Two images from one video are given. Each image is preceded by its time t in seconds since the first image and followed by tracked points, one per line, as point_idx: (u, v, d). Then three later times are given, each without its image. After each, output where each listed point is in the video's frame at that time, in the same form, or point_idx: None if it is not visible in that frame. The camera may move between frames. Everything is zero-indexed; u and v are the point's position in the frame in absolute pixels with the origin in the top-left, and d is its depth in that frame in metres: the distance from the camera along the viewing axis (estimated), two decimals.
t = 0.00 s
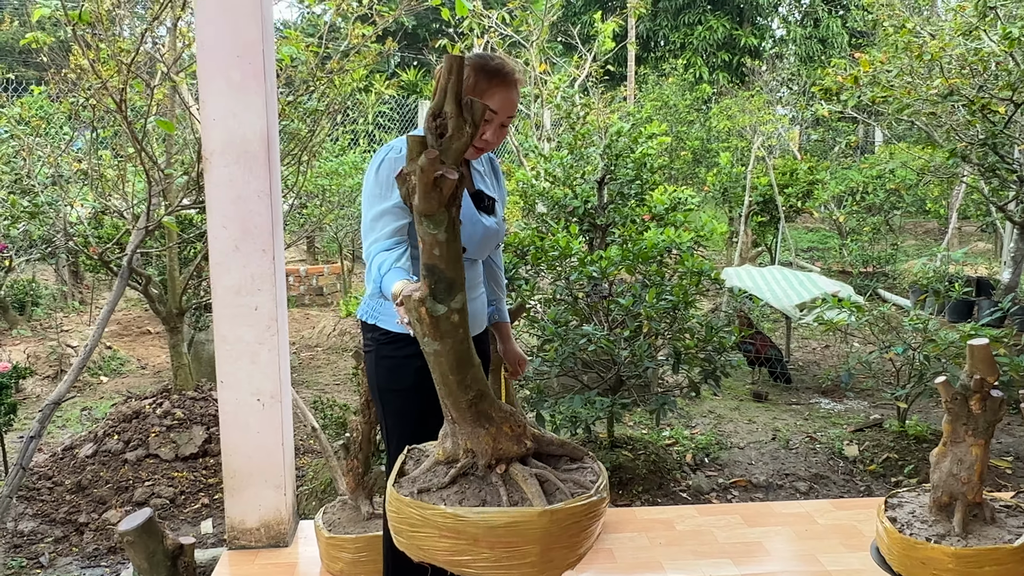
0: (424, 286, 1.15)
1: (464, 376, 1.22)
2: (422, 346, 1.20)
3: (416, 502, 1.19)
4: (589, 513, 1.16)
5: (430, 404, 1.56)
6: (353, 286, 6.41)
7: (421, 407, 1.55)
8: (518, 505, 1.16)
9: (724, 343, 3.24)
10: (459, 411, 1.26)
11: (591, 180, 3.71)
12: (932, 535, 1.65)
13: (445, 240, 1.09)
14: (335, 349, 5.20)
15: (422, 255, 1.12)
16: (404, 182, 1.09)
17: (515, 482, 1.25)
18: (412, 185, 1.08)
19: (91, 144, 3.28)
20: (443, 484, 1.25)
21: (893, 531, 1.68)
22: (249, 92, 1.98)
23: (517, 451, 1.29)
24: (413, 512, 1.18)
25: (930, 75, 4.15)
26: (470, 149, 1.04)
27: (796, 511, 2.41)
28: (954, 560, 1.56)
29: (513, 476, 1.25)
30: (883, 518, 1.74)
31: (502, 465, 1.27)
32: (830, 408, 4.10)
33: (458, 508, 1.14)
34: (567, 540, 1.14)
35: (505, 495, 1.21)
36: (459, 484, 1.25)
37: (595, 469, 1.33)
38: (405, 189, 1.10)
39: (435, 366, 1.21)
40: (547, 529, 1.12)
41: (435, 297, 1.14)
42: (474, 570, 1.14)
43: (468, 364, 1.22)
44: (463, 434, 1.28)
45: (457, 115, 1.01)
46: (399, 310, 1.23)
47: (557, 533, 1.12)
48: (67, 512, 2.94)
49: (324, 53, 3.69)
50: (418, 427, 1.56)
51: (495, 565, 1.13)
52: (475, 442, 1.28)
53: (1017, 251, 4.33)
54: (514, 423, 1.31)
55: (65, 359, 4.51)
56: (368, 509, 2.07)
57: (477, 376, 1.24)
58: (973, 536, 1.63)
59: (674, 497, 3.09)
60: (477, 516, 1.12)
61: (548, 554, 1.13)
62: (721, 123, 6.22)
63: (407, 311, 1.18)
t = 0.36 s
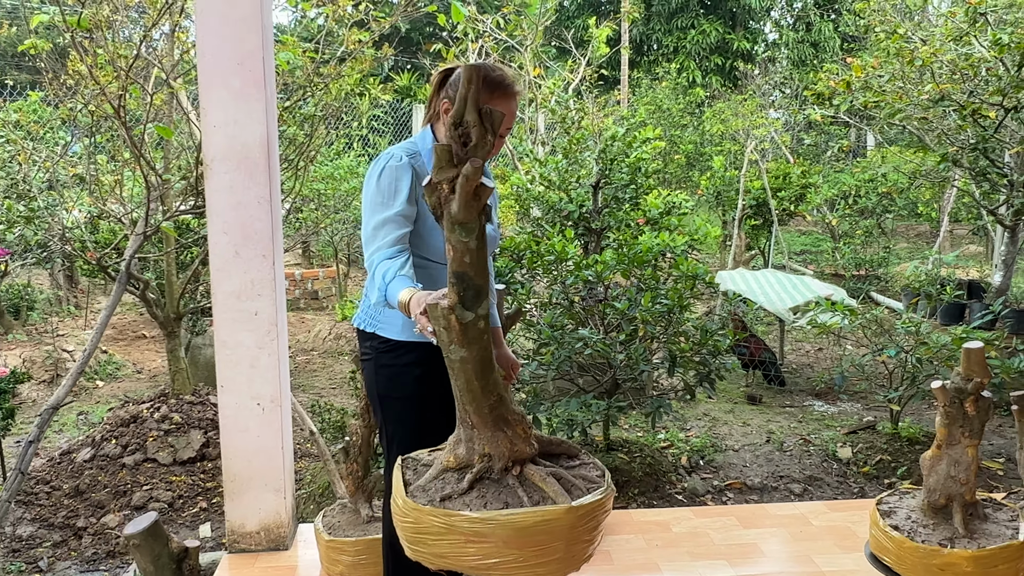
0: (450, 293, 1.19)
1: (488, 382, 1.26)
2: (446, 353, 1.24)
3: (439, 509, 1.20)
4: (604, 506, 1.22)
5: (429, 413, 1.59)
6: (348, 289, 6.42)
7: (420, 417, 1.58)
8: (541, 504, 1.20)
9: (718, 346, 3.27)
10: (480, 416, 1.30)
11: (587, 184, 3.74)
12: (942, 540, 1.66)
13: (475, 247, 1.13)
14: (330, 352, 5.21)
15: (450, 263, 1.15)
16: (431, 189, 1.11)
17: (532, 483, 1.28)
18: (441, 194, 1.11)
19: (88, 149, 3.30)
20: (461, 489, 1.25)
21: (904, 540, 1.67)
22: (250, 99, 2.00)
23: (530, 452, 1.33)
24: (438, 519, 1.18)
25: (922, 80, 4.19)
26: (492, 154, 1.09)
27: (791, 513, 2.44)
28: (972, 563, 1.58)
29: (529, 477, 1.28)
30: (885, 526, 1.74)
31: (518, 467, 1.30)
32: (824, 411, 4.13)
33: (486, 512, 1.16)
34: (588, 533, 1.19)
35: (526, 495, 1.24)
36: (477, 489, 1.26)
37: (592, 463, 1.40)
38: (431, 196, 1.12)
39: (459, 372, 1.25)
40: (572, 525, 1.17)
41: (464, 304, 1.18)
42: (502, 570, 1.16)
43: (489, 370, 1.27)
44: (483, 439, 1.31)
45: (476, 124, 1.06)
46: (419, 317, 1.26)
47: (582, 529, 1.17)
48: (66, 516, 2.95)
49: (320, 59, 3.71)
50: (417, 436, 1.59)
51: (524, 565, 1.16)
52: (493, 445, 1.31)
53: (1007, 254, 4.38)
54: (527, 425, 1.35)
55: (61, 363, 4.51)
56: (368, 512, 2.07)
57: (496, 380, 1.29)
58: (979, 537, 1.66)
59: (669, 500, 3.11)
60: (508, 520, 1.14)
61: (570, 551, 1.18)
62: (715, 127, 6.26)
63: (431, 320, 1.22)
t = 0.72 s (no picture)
0: (468, 301, 1.25)
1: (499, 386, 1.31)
2: (461, 359, 1.28)
3: (452, 516, 1.19)
4: (603, 499, 1.28)
5: (419, 422, 1.60)
6: (336, 294, 6.42)
7: (411, 425, 1.59)
8: (550, 501, 1.23)
9: (705, 350, 3.29)
10: (490, 419, 1.32)
11: (574, 189, 3.76)
12: (943, 543, 1.67)
13: (495, 252, 1.22)
14: (319, 357, 5.21)
15: (470, 269, 1.23)
16: (452, 197, 1.22)
17: (536, 483, 1.31)
18: (463, 201, 1.22)
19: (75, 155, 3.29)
20: (468, 495, 1.25)
21: (909, 548, 1.66)
22: (240, 105, 2.00)
23: (529, 454, 1.36)
24: (452, 527, 1.18)
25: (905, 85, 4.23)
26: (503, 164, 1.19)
27: (778, 515, 2.46)
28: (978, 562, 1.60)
29: (534, 476, 1.31)
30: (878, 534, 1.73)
31: (521, 468, 1.33)
32: (810, 414, 4.17)
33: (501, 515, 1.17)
34: (592, 525, 1.24)
35: (533, 494, 1.27)
36: (484, 493, 1.27)
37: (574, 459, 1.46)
38: (452, 204, 1.23)
39: (475, 376, 1.29)
40: (582, 519, 1.21)
41: (483, 309, 1.24)
42: (517, 572, 1.18)
43: (500, 375, 1.32)
44: (490, 442, 1.32)
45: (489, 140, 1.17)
46: (430, 325, 1.29)
47: (590, 523, 1.22)
48: (53, 523, 2.94)
49: (309, 64, 3.73)
50: (408, 445, 1.60)
51: (539, 563, 1.18)
52: (500, 448, 1.32)
53: (990, 258, 4.42)
54: (526, 427, 1.39)
55: (47, 369, 4.49)
56: (358, 516, 2.08)
57: (504, 383, 1.35)
58: (973, 534, 1.69)
59: (657, 503, 3.13)
60: (524, 521, 1.16)
61: (576, 546, 1.22)
62: (701, 132, 6.30)
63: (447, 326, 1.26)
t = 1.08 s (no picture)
0: (489, 307, 1.27)
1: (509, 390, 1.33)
2: (479, 366, 1.29)
3: (469, 523, 1.18)
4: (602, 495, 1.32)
5: (416, 429, 1.61)
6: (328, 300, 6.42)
7: (406, 432, 1.60)
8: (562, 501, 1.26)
9: (697, 356, 3.31)
10: (503, 424, 1.33)
11: (566, 195, 3.77)
12: (950, 550, 1.66)
13: (517, 258, 1.25)
14: (311, 364, 5.21)
15: (492, 276, 1.25)
16: (476, 206, 1.23)
17: (542, 485, 1.33)
18: (487, 209, 1.24)
19: (67, 162, 3.28)
20: (481, 501, 1.25)
21: (923, 558, 1.63)
22: (234, 113, 2.01)
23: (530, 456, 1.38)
24: (472, 534, 1.17)
25: (895, 92, 4.26)
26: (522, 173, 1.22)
27: (769, 519, 2.48)
28: (984, 562, 1.62)
29: (539, 479, 1.34)
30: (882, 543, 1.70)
31: (525, 471, 1.35)
32: (801, 418, 4.19)
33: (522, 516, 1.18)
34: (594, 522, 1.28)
35: (542, 496, 1.29)
36: (495, 499, 1.27)
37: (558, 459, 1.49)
38: (475, 212, 1.24)
39: (491, 382, 1.30)
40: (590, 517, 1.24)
41: (503, 315, 1.27)
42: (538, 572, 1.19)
43: (511, 380, 1.35)
44: (500, 448, 1.33)
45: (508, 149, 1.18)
46: (443, 335, 1.29)
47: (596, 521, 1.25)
48: (45, 530, 2.93)
49: (302, 71, 3.74)
50: (404, 452, 1.61)
51: (554, 563, 1.20)
52: (509, 452, 1.33)
53: (979, 264, 4.45)
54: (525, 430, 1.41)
55: (38, 376, 4.48)
56: (351, 522, 2.08)
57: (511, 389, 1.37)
58: (971, 534, 1.72)
59: (650, 508, 3.14)
60: (548, 521, 1.17)
61: (582, 544, 1.25)
62: (692, 138, 6.34)
63: (466, 334, 1.27)
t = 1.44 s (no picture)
0: (500, 314, 1.27)
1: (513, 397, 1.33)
2: (489, 372, 1.29)
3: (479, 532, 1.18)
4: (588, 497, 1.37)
5: (406, 439, 1.60)
6: (319, 306, 6.40)
7: (396, 442, 1.58)
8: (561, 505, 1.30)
9: (688, 363, 3.30)
10: (507, 431, 1.33)
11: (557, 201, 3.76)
12: (957, 557, 1.61)
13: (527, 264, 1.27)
14: (302, 371, 5.18)
15: (504, 282, 1.26)
16: (491, 211, 1.25)
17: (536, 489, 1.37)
18: (502, 214, 1.25)
19: (55, 168, 3.25)
20: (482, 512, 1.25)
21: (938, 566, 1.57)
22: (219, 119, 1.99)
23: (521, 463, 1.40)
24: (478, 546, 1.17)
25: (885, 99, 4.26)
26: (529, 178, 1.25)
27: (760, 527, 2.46)
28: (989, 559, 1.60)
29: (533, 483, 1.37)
30: (888, 553, 1.62)
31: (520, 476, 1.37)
32: (793, 425, 4.18)
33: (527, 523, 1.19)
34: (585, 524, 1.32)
35: (538, 501, 1.32)
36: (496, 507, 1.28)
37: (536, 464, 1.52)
38: (489, 218, 1.25)
39: (498, 391, 1.31)
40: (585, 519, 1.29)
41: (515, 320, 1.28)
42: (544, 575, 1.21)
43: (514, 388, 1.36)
44: (502, 455, 1.33)
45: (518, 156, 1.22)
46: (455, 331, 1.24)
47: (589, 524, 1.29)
48: (29, 540, 2.90)
49: (292, 77, 3.73)
50: (395, 462, 1.60)
51: (555, 567, 1.23)
52: (509, 459, 1.34)
53: (970, 270, 4.46)
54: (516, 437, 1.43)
55: (25, 385, 4.45)
56: (338, 532, 2.05)
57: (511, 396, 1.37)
58: (964, 536, 1.71)
59: (641, 515, 3.13)
60: (553, 526, 1.20)
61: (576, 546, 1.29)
62: (684, 144, 6.35)
63: (478, 342, 1.27)
